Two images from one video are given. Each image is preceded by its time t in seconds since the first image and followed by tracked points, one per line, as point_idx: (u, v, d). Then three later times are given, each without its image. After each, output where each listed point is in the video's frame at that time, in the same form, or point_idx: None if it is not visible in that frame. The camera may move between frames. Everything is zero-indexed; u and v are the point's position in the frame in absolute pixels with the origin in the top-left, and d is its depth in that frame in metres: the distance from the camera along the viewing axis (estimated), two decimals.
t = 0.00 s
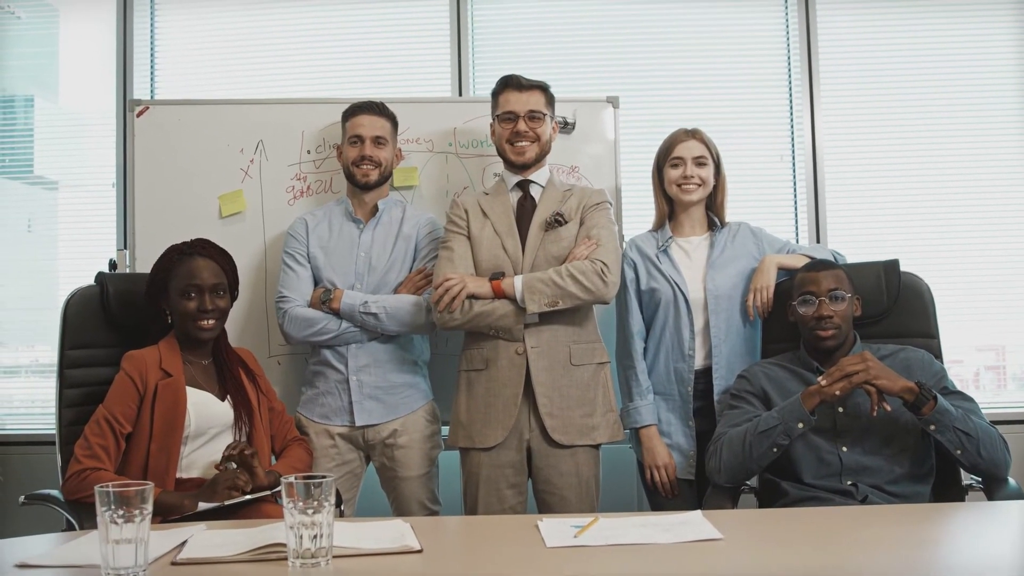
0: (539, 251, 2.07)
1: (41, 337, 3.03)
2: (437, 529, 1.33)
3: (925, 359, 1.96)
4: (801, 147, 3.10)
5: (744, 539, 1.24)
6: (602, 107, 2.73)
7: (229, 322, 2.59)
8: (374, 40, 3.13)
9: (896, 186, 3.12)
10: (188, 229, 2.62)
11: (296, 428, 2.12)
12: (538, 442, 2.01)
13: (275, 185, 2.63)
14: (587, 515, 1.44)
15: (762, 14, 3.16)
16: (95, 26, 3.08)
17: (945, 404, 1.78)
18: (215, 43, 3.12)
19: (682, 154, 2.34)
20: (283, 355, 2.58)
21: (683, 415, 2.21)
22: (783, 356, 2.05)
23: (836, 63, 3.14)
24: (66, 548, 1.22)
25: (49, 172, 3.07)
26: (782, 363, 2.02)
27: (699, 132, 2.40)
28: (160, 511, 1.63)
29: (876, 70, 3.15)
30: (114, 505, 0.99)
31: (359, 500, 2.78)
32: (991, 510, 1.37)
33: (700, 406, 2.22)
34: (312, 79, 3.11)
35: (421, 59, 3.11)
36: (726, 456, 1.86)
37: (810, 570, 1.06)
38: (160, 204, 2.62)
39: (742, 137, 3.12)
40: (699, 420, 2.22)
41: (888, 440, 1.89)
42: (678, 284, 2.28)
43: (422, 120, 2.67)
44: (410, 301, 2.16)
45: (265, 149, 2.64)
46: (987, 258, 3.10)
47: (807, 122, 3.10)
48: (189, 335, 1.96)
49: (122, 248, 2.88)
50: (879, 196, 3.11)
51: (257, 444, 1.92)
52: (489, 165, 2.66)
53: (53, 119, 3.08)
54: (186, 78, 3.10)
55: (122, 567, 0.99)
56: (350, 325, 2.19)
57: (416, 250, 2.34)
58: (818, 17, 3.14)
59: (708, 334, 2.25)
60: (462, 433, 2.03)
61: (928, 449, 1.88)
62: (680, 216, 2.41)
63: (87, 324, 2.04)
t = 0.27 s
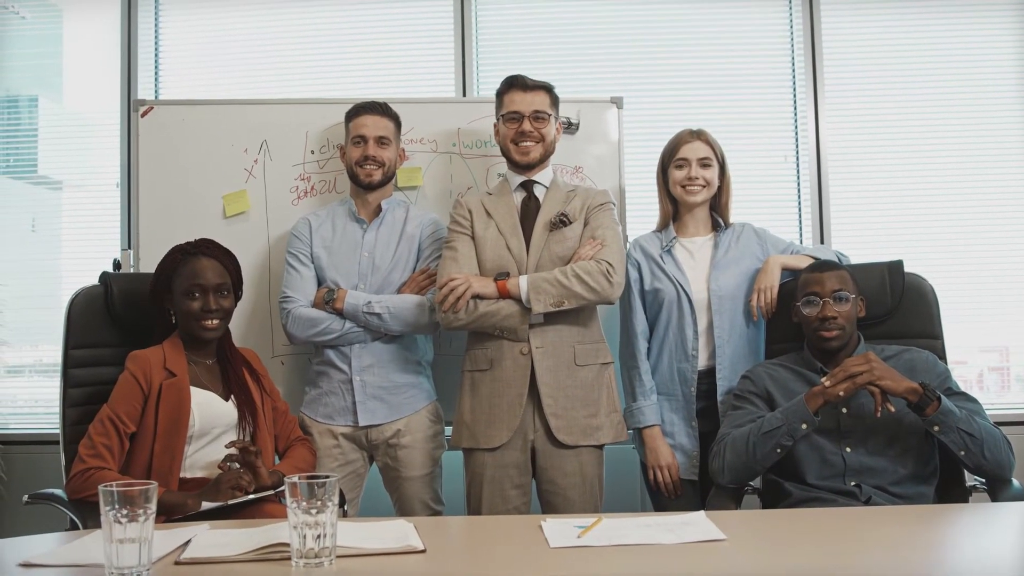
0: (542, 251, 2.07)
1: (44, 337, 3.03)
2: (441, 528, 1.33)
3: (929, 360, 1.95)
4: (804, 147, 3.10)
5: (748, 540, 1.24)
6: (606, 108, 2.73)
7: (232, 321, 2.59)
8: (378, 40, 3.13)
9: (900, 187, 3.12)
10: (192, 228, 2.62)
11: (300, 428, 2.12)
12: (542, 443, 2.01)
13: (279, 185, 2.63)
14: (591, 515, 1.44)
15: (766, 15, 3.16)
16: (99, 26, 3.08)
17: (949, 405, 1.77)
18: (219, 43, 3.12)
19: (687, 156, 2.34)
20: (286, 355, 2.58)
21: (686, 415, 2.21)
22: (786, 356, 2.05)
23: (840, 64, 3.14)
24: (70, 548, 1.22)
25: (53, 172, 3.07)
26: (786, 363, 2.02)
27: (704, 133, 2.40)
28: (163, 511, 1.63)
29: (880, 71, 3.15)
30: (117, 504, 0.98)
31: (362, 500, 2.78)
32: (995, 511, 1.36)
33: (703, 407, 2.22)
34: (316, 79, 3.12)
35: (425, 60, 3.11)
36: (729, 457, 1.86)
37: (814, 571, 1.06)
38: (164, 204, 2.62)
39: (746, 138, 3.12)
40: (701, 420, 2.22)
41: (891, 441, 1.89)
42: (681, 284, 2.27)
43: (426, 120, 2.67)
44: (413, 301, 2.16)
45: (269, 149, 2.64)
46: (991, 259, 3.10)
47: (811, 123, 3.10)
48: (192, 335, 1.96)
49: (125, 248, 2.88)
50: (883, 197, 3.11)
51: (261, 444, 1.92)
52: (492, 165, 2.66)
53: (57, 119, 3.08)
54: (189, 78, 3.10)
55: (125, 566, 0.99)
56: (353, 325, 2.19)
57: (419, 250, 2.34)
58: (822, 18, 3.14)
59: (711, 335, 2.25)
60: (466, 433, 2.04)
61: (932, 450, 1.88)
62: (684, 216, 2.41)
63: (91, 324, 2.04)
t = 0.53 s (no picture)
0: (544, 251, 2.07)
1: (45, 337, 3.03)
2: (441, 529, 1.33)
3: (930, 361, 1.95)
4: (806, 148, 3.10)
5: (748, 540, 1.24)
6: (607, 108, 2.73)
7: (233, 321, 2.59)
8: (379, 41, 3.13)
9: (901, 188, 3.12)
10: (193, 229, 2.62)
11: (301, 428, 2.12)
12: (543, 443, 2.01)
13: (280, 185, 2.63)
14: (591, 516, 1.44)
15: (767, 16, 3.16)
16: (101, 26, 3.09)
17: (950, 406, 1.77)
18: (220, 43, 3.13)
19: (688, 157, 2.34)
20: (287, 356, 2.58)
21: (686, 416, 2.21)
22: (787, 357, 2.05)
23: (842, 65, 3.14)
24: (71, 548, 1.22)
25: (55, 173, 3.07)
26: (786, 364, 2.02)
27: (706, 134, 2.40)
28: (164, 511, 1.63)
29: (881, 71, 3.15)
30: (118, 504, 0.99)
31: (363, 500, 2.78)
32: (997, 511, 1.37)
33: (703, 408, 2.22)
34: (317, 79, 3.12)
35: (426, 61, 3.11)
36: (730, 457, 1.86)
37: (815, 571, 1.06)
38: (165, 204, 2.62)
39: (747, 138, 3.12)
40: (702, 421, 2.22)
41: (893, 442, 1.88)
42: (682, 284, 2.27)
43: (427, 121, 2.67)
44: (414, 301, 2.16)
45: (271, 149, 2.64)
46: (992, 260, 3.10)
47: (812, 123, 3.10)
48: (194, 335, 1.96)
49: (127, 248, 2.88)
50: (884, 198, 3.11)
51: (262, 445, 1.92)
52: (494, 166, 2.66)
53: (59, 120, 3.09)
54: (191, 78, 3.11)
55: (127, 566, 0.99)
56: (354, 325, 2.19)
57: (420, 250, 2.34)
58: (823, 19, 3.14)
59: (712, 335, 2.25)
60: (467, 433, 2.04)
61: (933, 451, 1.87)
62: (685, 217, 2.41)
63: (92, 324, 2.04)
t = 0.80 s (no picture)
0: (544, 253, 2.07)
1: (47, 341, 3.03)
2: (443, 531, 1.33)
3: (932, 362, 1.95)
4: (807, 149, 3.10)
5: (750, 542, 1.24)
6: (608, 110, 2.73)
7: (234, 324, 2.59)
8: (380, 44, 3.14)
9: (902, 189, 3.12)
10: (194, 231, 2.62)
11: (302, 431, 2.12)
12: (545, 445, 2.01)
13: (281, 188, 2.63)
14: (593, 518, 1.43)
15: (768, 17, 3.16)
16: (102, 29, 3.09)
17: (952, 407, 1.77)
18: (221, 46, 3.13)
19: (689, 158, 2.34)
20: (289, 358, 2.58)
21: (687, 417, 2.21)
22: (788, 359, 2.05)
23: (842, 66, 3.14)
24: (72, 552, 1.22)
25: (56, 176, 3.08)
26: (788, 365, 2.02)
27: (707, 135, 2.40)
28: (165, 515, 1.63)
29: (881, 72, 3.15)
30: (120, 508, 0.99)
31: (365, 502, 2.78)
32: (999, 513, 1.36)
33: (704, 409, 2.22)
34: (318, 82, 3.12)
35: (427, 63, 3.12)
36: (732, 459, 1.86)
37: (817, 573, 1.06)
38: (166, 207, 2.62)
39: (748, 140, 3.12)
40: (702, 422, 2.22)
41: (894, 443, 1.88)
42: (683, 286, 2.27)
43: (428, 123, 2.67)
44: (415, 304, 2.16)
45: (272, 152, 2.65)
46: (994, 260, 3.09)
47: (813, 124, 3.10)
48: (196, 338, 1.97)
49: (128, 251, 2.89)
50: (885, 199, 3.11)
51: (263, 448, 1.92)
52: (495, 168, 2.66)
53: (60, 123, 3.09)
54: (192, 81, 3.11)
55: (128, 570, 0.99)
56: (355, 327, 2.19)
57: (421, 253, 2.35)
58: (824, 20, 3.14)
59: (713, 337, 2.25)
60: (468, 436, 2.03)
61: (934, 453, 1.87)
62: (686, 219, 2.40)
63: (94, 327, 2.05)
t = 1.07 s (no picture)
0: (546, 254, 2.07)
1: (49, 342, 3.04)
2: (445, 532, 1.33)
3: (934, 363, 1.95)
4: (809, 151, 3.10)
5: (752, 543, 1.23)
6: (610, 111, 2.73)
7: (236, 325, 2.59)
8: (382, 45, 3.14)
9: (904, 190, 3.12)
10: (196, 233, 2.63)
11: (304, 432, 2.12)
12: (546, 446, 2.01)
13: (283, 189, 2.64)
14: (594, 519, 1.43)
15: (770, 18, 3.16)
16: (105, 31, 3.10)
17: (954, 408, 1.77)
18: (223, 48, 3.13)
19: (690, 160, 2.34)
20: (291, 359, 2.59)
21: (689, 418, 2.21)
22: (790, 360, 2.05)
23: (844, 67, 3.14)
24: (75, 553, 1.22)
25: (58, 177, 3.08)
26: (790, 367, 2.02)
27: (708, 137, 2.39)
28: (167, 515, 1.63)
29: (883, 73, 3.15)
30: (122, 509, 0.99)
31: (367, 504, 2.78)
32: (1002, 514, 1.36)
33: (706, 410, 2.22)
34: (320, 83, 3.12)
35: (429, 64, 3.12)
36: (733, 460, 1.86)
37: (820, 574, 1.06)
38: (168, 208, 2.63)
39: (749, 141, 3.12)
40: (704, 423, 2.22)
41: (896, 444, 1.88)
42: (685, 287, 2.27)
43: (430, 124, 2.68)
44: (417, 304, 2.16)
45: (273, 153, 2.65)
46: (996, 261, 3.09)
47: (814, 126, 3.10)
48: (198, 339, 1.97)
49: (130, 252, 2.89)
50: (886, 200, 3.11)
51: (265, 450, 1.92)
52: (496, 169, 2.66)
53: (62, 124, 3.09)
54: (194, 82, 3.11)
55: (130, 570, 0.99)
56: (357, 329, 2.19)
57: (423, 254, 2.35)
58: (825, 21, 3.14)
59: (714, 338, 2.25)
60: (470, 437, 2.03)
61: (936, 454, 1.87)
62: (688, 220, 2.40)
63: (96, 329, 2.05)
